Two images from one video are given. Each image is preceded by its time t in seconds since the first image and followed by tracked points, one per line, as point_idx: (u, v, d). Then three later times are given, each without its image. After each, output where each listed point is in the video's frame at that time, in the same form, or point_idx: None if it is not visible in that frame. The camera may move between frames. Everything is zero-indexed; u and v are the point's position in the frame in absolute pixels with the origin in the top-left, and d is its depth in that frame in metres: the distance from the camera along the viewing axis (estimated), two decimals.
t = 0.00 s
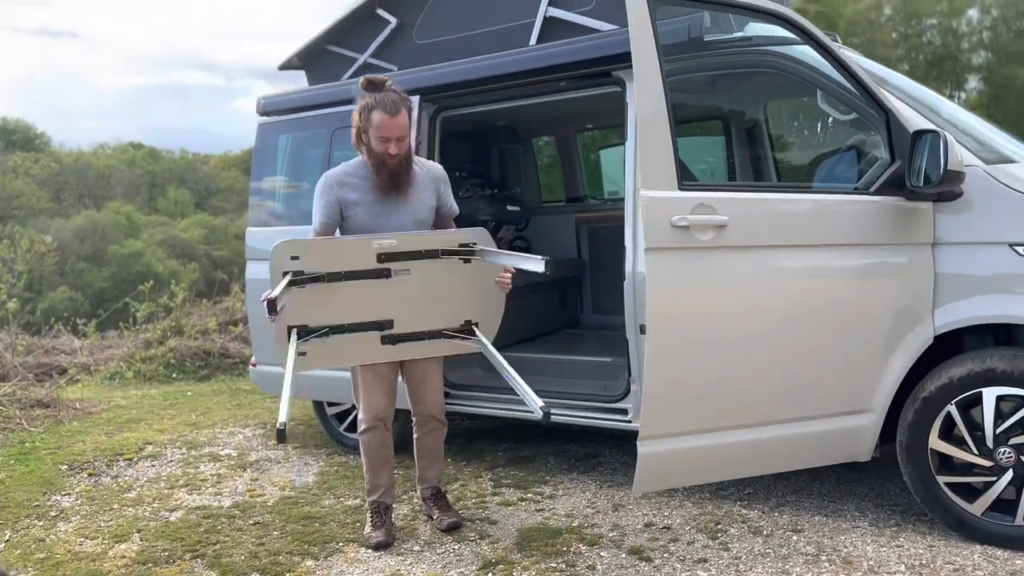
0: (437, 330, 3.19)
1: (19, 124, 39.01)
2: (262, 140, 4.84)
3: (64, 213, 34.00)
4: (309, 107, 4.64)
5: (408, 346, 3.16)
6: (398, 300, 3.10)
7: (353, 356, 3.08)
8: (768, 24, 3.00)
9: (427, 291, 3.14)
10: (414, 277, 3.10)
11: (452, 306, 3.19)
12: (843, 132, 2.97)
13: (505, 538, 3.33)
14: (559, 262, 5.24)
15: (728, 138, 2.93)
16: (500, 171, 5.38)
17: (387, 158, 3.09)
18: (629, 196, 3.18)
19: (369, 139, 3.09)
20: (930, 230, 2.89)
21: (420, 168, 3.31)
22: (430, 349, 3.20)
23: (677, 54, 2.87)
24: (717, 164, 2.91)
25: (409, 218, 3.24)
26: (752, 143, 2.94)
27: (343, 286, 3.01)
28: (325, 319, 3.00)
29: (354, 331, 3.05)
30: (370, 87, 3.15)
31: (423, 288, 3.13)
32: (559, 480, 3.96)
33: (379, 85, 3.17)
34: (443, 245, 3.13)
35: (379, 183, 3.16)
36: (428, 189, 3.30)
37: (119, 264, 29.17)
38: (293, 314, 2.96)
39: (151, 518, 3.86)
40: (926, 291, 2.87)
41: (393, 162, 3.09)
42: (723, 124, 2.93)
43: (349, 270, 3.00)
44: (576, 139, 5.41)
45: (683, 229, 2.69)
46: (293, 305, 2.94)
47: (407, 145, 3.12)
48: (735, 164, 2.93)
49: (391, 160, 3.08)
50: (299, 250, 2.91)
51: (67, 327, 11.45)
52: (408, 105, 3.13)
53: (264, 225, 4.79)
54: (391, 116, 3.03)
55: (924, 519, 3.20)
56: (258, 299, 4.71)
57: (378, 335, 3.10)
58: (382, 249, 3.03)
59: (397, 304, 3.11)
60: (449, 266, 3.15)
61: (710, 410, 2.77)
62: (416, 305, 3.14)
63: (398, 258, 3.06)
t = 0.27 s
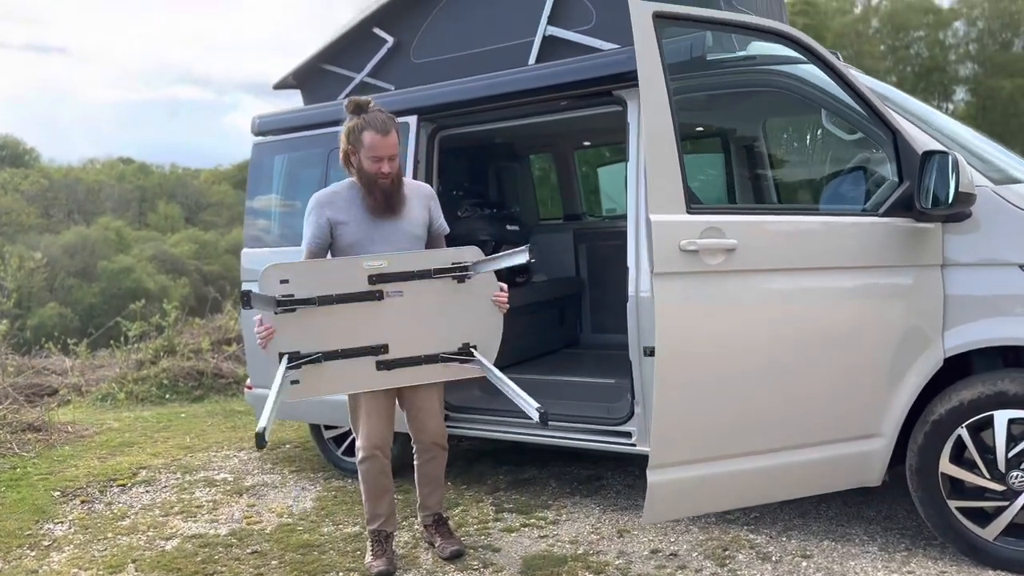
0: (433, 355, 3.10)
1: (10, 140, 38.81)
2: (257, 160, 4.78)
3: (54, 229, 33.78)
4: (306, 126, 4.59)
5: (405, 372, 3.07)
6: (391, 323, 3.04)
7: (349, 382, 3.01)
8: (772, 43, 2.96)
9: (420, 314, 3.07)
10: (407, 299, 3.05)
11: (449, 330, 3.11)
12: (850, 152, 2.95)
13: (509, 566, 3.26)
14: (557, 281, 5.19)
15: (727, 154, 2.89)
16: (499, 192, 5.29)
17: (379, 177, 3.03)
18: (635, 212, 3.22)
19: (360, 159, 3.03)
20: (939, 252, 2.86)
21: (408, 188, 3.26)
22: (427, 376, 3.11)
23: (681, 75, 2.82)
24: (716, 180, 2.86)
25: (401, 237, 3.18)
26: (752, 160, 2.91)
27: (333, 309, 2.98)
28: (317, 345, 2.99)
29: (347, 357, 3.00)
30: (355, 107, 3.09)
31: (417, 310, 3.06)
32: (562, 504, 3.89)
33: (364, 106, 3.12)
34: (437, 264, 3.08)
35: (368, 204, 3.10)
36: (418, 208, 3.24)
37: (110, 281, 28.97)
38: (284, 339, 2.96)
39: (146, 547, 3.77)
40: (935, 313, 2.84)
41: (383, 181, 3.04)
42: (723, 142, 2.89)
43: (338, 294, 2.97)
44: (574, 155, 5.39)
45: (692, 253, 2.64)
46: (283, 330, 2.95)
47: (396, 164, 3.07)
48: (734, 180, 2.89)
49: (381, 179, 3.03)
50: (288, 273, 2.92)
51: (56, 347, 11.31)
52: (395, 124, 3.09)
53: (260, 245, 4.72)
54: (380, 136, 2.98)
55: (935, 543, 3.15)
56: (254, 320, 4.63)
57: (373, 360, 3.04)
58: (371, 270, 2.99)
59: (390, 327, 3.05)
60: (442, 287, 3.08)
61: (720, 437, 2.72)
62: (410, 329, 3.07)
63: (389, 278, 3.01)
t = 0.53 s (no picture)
0: (436, 387, 3.06)
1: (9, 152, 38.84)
2: (258, 174, 4.77)
3: (54, 241, 33.74)
4: (307, 139, 4.58)
5: (407, 402, 3.02)
6: (398, 351, 3.00)
7: (350, 408, 2.97)
8: (777, 54, 2.95)
9: (428, 345, 3.04)
10: (416, 329, 3.01)
11: (454, 363, 3.09)
12: (854, 163, 2.94)
13: None
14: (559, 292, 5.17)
15: (731, 165, 2.87)
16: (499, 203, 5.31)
17: (377, 190, 3.01)
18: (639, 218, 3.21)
19: (356, 172, 3.01)
20: (946, 263, 2.84)
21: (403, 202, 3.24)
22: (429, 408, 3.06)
23: (686, 85, 2.80)
24: (718, 187, 2.83)
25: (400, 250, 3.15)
26: (753, 169, 2.89)
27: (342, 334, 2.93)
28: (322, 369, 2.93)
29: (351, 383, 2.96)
30: (348, 121, 3.07)
31: (424, 340, 3.03)
32: (567, 519, 3.85)
33: (356, 120, 3.10)
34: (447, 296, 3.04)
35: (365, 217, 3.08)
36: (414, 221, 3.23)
37: (110, 292, 28.92)
38: (289, 362, 2.90)
39: (147, 565, 3.72)
40: (944, 325, 2.82)
41: (380, 194, 3.02)
42: (725, 151, 2.87)
43: (347, 320, 2.92)
44: (576, 165, 5.33)
45: (700, 266, 2.61)
46: (289, 354, 2.88)
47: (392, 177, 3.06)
48: (737, 189, 2.86)
49: (379, 192, 3.01)
50: (299, 296, 2.85)
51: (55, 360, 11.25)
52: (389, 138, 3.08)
53: (261, 258, 4.69)
54: (377, 149, 2.97)
55: (945, 557, 3.11)
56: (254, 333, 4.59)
57: (377, 389, 2.99)
58: (383, 297, 2.95)
59: (396, 356, 3.01)
60: (451, 318, 3.05)
61: (729, 452, 2.69)
62: (415, 359, 3.03)
63: (400, 306, 2.97)
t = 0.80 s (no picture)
0: (435, 424, 3.06)
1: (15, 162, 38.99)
2: (261, 181, 4.75)
3: (59, 250, 33.81)
4: (310, 146, 4.56)
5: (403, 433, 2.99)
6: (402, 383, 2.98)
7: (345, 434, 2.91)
8: (783, 58, 2.92)
9: (432, 381, 3.02)
10: (423, 362, 3.00)
11: (455, 401, 3.08)
12: (864, 167, 2.90)
13: None
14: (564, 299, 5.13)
15: (737, 170, 2.83)
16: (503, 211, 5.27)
17: (385, 197, 3.01)
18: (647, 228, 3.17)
19: (364, 180, 3.01)
20: (958, 268, 2.81)
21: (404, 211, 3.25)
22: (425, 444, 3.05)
23: (693, 89, 2.77)
24: (724, 194, 2.79)
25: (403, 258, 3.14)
26: (759, 173, 2.85)
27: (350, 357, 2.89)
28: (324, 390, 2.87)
29: (351, 408, 2.90)
30: (353, 130, 3.07)
31: (430, 375, 3.01)
32: (574, 528, 3.81)
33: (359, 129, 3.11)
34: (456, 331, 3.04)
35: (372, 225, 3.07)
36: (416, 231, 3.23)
37: (115, 300, 28.96)
38: (292, 376, 2.82)
39: None
40: (956, 331, 2.78)
41: (389, 201, 3.03)
42: (732, 156, 2.84)
43: (358, 342, 2.88)
44: (580, 172, 5.33)
45: (708, 272, 2.58)
46: (294, 368, 2.82)
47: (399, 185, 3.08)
48: (743, 194, 2.82)
49: (388, 199, 3.02)
50: (315, 311, 2.80)
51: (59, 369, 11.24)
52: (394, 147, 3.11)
53: (264, 266, 4.67)
54: (386, 156, 3.00)
55: (959, 567, 3.06)
56: (258, 340, 4.55)
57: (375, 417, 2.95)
58: (396, 325, 2.92)
59: (400, 386, 2.98)
60: (459, 356, 3.06)
61: (738, 461, 2.64)
62: (419, 393, 3.01)
63: (411, 337, 2.95)
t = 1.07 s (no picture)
0: (424, 421, 3.17)
1: (24, 168, 39.19)
2: (263, 185, 4.74)
3: (67, 255, 33.95)
4: (311, 150, 4.54)
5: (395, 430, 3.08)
6: (396, 380, 3.09)
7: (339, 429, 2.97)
8: (786, 58, 2.88)
9: (423, 379, 3.16)
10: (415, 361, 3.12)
11: (444, 400, 3.23)
12: (868, 168, 2.86)
13: None
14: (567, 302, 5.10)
15: (740, 173, 2.81)
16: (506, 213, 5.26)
17: (401, 198, 3.06)
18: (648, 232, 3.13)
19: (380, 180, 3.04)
20: (964, 271, 2.76)
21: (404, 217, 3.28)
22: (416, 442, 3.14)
23: (693, 91, 2.73)
24: (728, 198, 2.77)
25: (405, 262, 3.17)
26: (764, 175, 2.82)
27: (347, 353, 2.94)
28: (322, 384, 2.91)
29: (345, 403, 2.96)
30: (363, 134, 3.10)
31: (422, 374, 3.14)
32: (576, 535, 3.77)
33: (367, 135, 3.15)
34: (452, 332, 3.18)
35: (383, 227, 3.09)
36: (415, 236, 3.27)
37: (122, 305, 29.05)
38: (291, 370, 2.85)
39: None
40: (963, 334, 2.73)
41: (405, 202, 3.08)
42: (735, 159, 2.81)
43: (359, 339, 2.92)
44: (584, 175, 5.28)
45: (709, 276, 2.54)
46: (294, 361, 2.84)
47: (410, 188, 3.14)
48: (748, 198, 2.79)
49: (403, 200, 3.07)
50: (319, 305, 2.82)
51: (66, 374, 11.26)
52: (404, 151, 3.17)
53: (266, 271, 4.66)
54: (403, 157, 3.06)
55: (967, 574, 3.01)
56: (259, 345, 4.54)
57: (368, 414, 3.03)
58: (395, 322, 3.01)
59: (393, 384, 3.08)
60: (450, 356, 3.20)
61: (741, 468, 2.60)
62: (411, 390, 3.14)
63: (409, 336, 3.06)
